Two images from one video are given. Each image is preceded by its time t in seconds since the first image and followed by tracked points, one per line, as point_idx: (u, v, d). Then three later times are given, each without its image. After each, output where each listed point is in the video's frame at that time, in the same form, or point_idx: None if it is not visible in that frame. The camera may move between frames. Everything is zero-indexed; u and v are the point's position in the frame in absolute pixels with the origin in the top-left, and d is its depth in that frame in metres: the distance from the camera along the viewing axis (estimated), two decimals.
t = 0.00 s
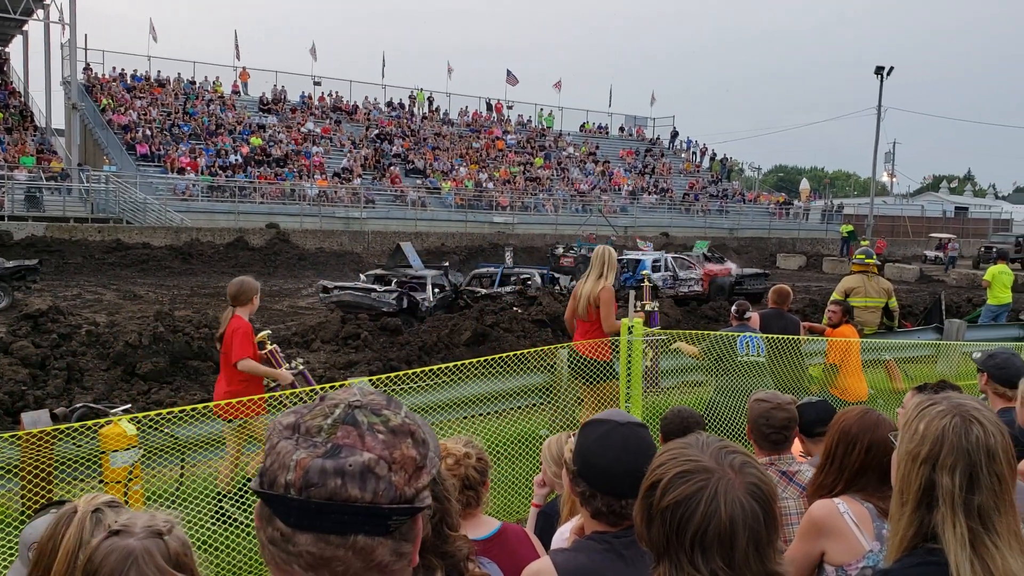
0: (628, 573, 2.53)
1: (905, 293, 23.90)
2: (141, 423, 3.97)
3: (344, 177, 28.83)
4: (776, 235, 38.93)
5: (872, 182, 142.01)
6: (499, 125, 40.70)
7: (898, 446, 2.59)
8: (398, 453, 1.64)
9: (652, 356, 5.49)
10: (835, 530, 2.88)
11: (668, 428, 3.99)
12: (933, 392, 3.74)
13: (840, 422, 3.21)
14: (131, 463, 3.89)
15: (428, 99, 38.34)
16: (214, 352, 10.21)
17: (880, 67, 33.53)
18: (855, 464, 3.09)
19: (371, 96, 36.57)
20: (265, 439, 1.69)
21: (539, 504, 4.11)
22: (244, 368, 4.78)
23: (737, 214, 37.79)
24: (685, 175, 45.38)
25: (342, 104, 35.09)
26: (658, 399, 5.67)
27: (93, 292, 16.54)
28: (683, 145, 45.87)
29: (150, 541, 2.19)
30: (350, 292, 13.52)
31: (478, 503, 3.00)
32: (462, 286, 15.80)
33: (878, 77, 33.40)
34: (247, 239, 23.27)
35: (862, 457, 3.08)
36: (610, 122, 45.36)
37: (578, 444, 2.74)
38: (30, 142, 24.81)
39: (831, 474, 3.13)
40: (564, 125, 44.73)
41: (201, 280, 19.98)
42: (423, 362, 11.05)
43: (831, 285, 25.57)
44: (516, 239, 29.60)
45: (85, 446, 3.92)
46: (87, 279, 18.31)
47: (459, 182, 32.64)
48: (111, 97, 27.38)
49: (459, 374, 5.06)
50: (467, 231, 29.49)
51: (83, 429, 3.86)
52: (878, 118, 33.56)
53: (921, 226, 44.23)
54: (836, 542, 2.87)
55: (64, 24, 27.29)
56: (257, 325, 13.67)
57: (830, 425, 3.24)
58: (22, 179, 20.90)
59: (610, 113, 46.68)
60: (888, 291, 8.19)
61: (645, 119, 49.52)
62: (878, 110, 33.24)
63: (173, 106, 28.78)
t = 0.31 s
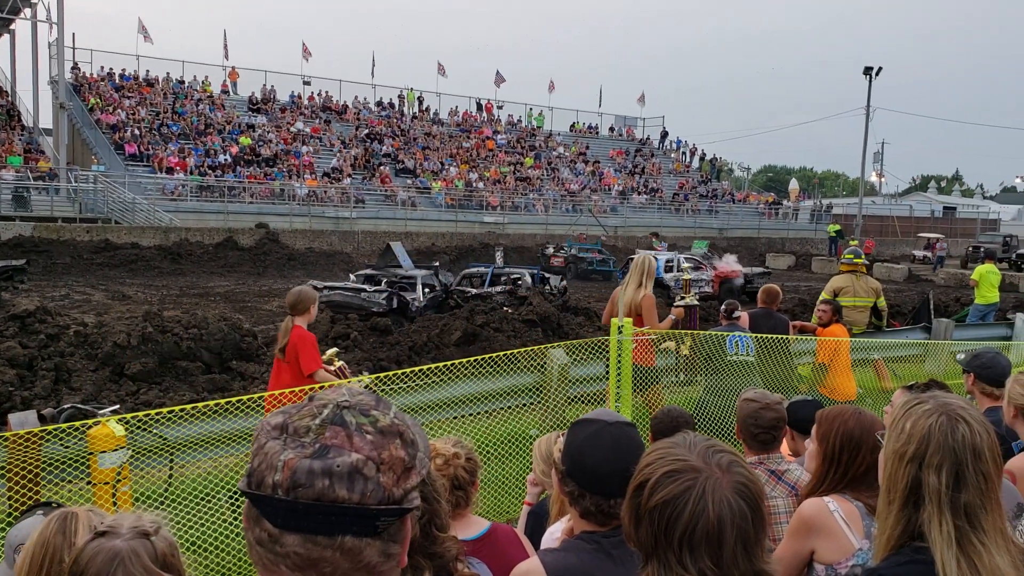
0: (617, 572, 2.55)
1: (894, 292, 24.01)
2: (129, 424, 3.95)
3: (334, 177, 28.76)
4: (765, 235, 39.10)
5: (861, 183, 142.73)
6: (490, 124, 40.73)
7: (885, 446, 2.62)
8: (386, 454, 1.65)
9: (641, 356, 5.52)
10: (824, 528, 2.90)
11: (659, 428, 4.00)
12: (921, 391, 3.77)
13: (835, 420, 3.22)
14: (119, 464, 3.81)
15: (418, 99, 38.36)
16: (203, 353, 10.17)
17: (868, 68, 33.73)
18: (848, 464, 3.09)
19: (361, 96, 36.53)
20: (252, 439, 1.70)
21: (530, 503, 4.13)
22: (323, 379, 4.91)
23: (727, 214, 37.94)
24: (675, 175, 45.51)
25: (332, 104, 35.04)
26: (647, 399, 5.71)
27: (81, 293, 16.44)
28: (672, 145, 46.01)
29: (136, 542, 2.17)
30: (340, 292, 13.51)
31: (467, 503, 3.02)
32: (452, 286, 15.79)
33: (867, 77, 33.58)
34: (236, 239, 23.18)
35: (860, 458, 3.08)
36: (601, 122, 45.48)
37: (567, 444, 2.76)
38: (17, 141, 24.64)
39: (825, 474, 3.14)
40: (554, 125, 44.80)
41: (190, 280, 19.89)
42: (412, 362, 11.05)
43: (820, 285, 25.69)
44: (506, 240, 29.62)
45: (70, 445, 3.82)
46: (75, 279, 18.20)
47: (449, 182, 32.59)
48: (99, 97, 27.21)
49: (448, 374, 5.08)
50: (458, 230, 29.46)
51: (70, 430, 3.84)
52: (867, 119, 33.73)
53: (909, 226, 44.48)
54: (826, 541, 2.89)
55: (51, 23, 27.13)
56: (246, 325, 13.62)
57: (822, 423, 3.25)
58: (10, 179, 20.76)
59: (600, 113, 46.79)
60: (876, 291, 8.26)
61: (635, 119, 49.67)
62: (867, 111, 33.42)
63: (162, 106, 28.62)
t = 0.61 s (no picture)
0: (606, 572, 2.57)
1: (884, 293, 24.14)
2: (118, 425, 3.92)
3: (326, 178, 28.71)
4: (756, 236, 39.26)
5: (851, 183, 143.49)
6: (481, 125, 40.78)
7: (873, 445, 2.65)
8: (369, 455, 1.66)
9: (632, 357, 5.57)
10: (814, 528, 2.93)
11: (649, 428, 4.03)
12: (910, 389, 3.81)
13: (823, 421, 3.23)
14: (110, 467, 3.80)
15: (409, 100, 38.38)
16: (193, 354, 10.13)
17: (859, 70, 33.94)
18: (836, 464, 3.12)
19: (352, 96, 36.51)
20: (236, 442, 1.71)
21: (521, 504, 4.14)
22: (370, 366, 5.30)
23: (718, 214, 38.09)
24: (666, 176, 45.65)
25: (323, 104, 35.02)
26: (638, 399, 5.75)
27: (71, 294, 16.34)
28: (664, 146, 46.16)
29: (124, 544, 2.17)
30: (331, 293, 13.64)
31: (457, 503, 3.03)
32: (444, 287, 15.79)
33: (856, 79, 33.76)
34: (227, 240, 23.12)
35: (851, 457, 3.11)
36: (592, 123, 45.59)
37: (557, 445, 2.78)
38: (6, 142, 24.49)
39: (815, 474, 3.16)
40: (546, 125, 44.87)
41: (180, 281, 19.81)
42: (404, 363, 11.04)
43: (811, 285, 25.81)
44: (498, 240, 29.61)
45: (60, 447, 3.79)
46: (64, 281, 18.11)
47: (441, 183, 32.55)
48: (89, 97, 27.06)
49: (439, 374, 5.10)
50: (450, 231, 29.46)
51: (59, 432, 3.81)
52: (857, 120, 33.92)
53: (899, 227, 44.74)
54: (815, 541, 2.92)
55: (41, 23, 26.98)
56: (237, 326, 13.58)
57: (811, 423, 3.27)
58: None
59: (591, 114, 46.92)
60: (867, 291, 8.32)
61: (626, 120, 49.83)
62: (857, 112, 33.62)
63: (153, 106, 28.50)
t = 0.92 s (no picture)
0: (595, 571, 2.59)
1: (872, 292, 24.29)
2: (106, 426, 3.91)
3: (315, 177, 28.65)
4: (744, 235, 39.45)
5: (840, 183, 144.33)
6: (471, 125, 40.82)
7: (861, 443, 2.68)
8: (346, 454, 1.67)
9: (620, 356, 5.60)
10: (801, 524, 2.96)
11: (638, 428, 4.06)
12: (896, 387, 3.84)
13: (805, 421, 3.27)
14: (97, 467, 3.80)
15: (399, 100, 38.38)
16: (182, 354, 10.08)
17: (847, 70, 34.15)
18: (822, 462, 3.15)
19: (341, 96, 36.47)
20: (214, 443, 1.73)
21: (510, 504, 4.16)
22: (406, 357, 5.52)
23: (707, 215, 38.26)
24: (656, 176, 45.81)
25: (312, 104, 34.98)
26: (627, 399, 5.80)
27: (59, 294, 16.23)
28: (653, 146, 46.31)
29: (113, 545, 2.17)
30: (320, 294, 13.58)
31: (446, 503, 3.04)
32: (434, 287, 15.79)
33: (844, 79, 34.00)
34: (216, 240, 23.03)
35: (839, 456, 3.14)
36: (582, 124, 45.74)
37: (546, 443, 2.80)
38: None
39: (801, 473, 3.20)
40: (535, 125, 44.93)
41: (169, 281, 19.72)
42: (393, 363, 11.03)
43: (801, 284, 25.93)
44: (488, 240, 29.62)
45: (47, 448, 3.76)
46: (51, 281, 17.99)
47: (431, 183, 32.54)
48: (77, 97, 26.85)
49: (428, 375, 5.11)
50: (440, 230, 29.45)
51: (46, 433, 3.78)
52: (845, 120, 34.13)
53: (887, 226, 45.04)
54: (802, 539, 2.95)
55: (28, 22, 26.80)
56: (226, 326, 13.53)
57: (797, 421, 3.30)
58: None
59: (580, 115, 47.05)
60: (854, 291, 8.37)
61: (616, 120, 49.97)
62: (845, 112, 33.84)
63: (141, 106, 28.34)
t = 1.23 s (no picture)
0: (593, 571, 2.60)
1: (869, 291, 24.33)
2: (103, 429, 3.91)
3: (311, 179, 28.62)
4: (741, 235, 39.51)
5: (836, 183, 144.59)
6: (467, 126, 40.82)
7: (858, 442, 2.68)
8: (350, 453, 1.67)
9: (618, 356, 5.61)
10: (798, 524, 2.97)
11: (634, 427, 4.06)
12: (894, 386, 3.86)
13: (802, 419, 3.28)
14: (94, 470, 3.80)
15: (394, 100, 38.40)
16: (179, 356, 10.07)
17: (842, 70, 34.20)
18: (817, 461, 3.15)
19: (337, 97, 36.48)
20: (216, 443, 1.72)
21: (507, 505, 4.16)
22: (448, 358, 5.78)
23: (703, 215, 38.30)
24: (652, 176, 45.89)
25: (308, 105, 34.99)
26: (624, 399, 5.82)
27: (55, 297, 16.21)
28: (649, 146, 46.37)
29: (118, 546, 2.17)
30: (317, 295, 13.55)
31: (445, 504, 3.04)
32: (431, 287, 15.79)
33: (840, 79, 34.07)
34: (212, 242, 23.00)
35: (838, 455, 3.14)
36: (578, 124, 45.78)
37: (542, 445, 2.81)
38: None
39: (797, 471, 3.20)
40: (531, 126, 44.94)
41: (165, 283, 19.69)
42: (390, 364, 11.03)
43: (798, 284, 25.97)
44: (484, 241, 29.63)
45: (43, 451, 3.76)
46: (48, 283, 17.96)
47: (427, 184, 32.53)
48: (72, 99, 26.79)
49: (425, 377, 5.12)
50: (436, 231, 29.43)
51: (42, 436, 3.78)
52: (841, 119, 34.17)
53: (884, 226, 45.11)
54: (799, 537, 2.96)
55: (23, 25, 26.73)
56: (222, 327, 13.53)
57: (793, 420, 3.32)
58: None
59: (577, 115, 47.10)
60: (851, 289, 8.38)
61: (612, 120, 50.02)
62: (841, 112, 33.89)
63: (136, 108, 28.30)
